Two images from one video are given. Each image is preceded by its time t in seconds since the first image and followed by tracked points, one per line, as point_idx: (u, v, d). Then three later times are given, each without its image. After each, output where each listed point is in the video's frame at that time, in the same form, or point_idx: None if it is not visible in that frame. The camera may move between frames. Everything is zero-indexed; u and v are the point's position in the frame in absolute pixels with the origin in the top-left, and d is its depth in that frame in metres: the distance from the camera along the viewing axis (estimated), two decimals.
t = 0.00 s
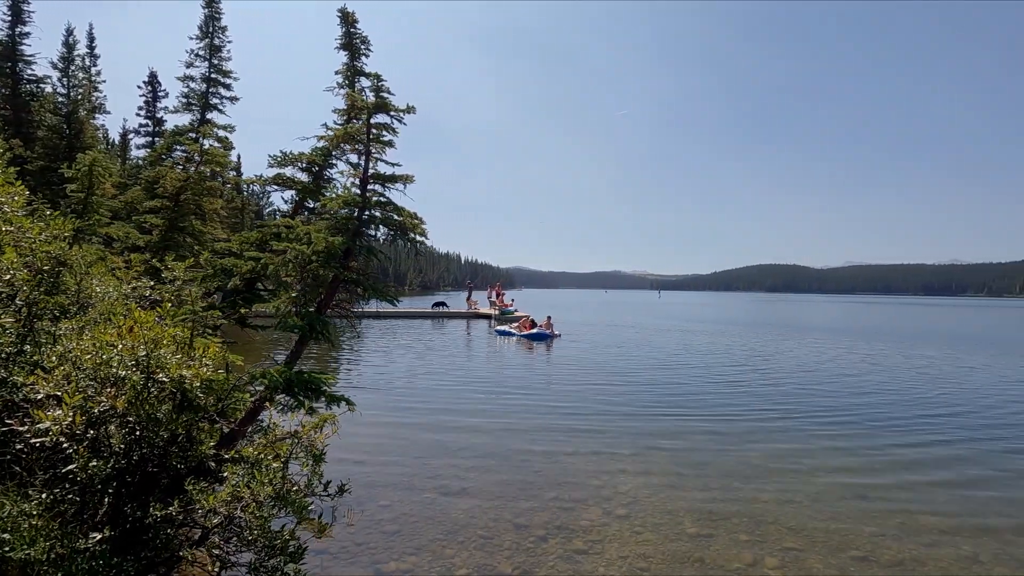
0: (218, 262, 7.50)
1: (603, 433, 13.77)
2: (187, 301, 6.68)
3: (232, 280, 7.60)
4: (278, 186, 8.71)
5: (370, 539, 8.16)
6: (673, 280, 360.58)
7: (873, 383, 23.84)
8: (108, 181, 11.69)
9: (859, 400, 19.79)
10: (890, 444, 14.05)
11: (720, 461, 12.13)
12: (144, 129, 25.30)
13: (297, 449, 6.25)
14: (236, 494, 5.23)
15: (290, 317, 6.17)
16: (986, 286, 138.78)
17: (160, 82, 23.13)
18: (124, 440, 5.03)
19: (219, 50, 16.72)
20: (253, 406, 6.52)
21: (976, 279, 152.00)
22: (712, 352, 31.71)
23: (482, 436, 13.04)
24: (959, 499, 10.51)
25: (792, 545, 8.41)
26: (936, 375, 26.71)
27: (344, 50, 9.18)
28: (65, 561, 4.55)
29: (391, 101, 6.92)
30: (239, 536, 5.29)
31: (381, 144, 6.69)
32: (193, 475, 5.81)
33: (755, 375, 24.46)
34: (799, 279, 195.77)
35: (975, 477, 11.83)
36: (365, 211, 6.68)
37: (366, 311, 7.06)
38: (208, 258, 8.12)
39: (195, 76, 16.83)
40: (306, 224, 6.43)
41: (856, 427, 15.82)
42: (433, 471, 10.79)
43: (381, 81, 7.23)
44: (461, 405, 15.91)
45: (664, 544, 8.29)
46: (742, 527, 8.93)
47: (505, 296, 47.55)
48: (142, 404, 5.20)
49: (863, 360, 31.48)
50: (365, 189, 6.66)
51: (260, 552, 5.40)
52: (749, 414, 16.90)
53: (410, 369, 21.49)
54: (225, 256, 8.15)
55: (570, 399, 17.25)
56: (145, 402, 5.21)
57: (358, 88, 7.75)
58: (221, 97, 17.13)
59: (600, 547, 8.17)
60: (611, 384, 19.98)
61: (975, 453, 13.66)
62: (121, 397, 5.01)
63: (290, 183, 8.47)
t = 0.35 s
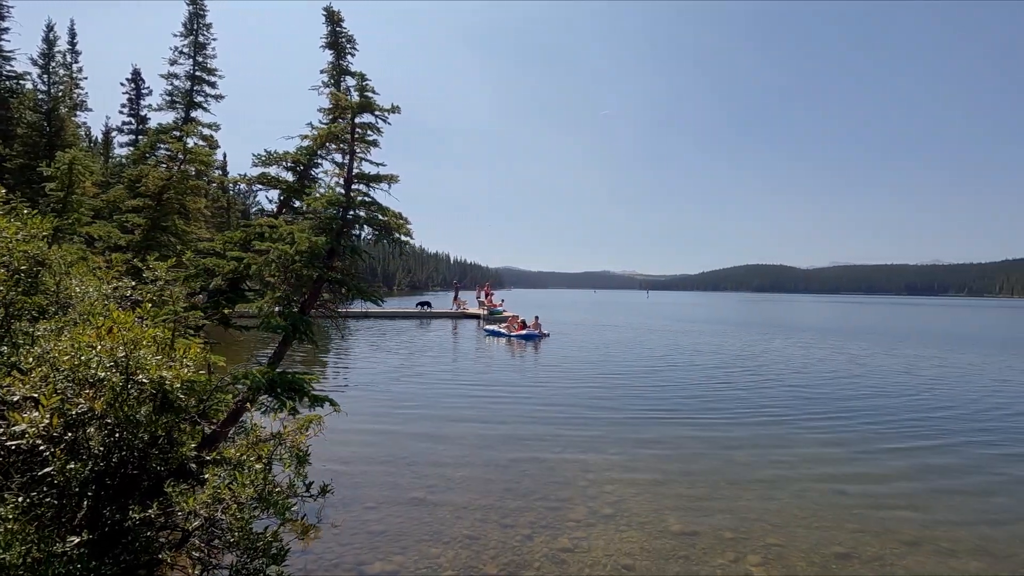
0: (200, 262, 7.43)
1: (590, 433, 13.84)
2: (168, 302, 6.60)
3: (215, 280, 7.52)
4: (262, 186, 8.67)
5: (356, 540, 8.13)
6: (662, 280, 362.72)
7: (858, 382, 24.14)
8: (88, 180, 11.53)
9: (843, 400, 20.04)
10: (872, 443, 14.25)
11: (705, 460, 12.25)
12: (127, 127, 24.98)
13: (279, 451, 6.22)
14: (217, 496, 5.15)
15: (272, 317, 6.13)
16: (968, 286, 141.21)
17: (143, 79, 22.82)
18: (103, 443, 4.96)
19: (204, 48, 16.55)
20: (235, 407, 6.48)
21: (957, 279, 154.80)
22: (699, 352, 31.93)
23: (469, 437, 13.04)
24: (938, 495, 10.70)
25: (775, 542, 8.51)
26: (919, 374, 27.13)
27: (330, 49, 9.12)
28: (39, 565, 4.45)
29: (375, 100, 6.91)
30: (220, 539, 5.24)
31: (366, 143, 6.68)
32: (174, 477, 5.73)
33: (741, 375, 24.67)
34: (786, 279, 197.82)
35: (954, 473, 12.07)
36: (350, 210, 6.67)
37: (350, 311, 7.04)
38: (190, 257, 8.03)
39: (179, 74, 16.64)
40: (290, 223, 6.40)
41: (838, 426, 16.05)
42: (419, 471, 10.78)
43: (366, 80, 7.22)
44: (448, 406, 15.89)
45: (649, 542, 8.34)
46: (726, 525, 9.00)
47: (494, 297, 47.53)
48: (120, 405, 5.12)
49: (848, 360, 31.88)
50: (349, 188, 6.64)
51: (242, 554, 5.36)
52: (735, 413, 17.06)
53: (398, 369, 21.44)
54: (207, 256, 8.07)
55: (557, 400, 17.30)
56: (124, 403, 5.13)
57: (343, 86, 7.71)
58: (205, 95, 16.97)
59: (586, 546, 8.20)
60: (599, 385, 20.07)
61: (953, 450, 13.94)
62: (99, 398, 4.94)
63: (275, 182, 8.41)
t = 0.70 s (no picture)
0: (181, 262, 7.36)
1: (577, 433, 13.90)
2: (149, 301, 6.54)
3: (196, 279, 7.46)
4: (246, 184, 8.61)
5: (341, 541, 8.08)
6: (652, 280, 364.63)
7: (842, 381, 24.47)
8: (68, 178, 11.36)
9: (827, 398, 20.31)
10: (854, 441, 14.45)
11: (690, 459, 12.35)
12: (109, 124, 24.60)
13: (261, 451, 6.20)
14: (195, 496, 5.06)
15: (254, 316, 6.09)
16: (950, 287, 143.54)
17: (126, 76, 22.53)
18: (81, 445, 4.88)
19: (187, 45, 16.37)
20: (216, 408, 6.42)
21: (941, 279, 157.14)
22: (686, 352, 32.17)
23: (456, 437, 13.05)
24: (918, 491, 10.87)
25: (758, 539, 8.59)
26: (901, 373, 27.58)
27: (314, 47, 9.07)
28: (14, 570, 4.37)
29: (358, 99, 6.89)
30: (200, 540, 5.19)
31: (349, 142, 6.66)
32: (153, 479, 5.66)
33: (728, 374, 24.90)
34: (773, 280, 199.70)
35: (934, 470, 12.26)
36: (334, 209, 6.64)
37: (334, 310, 7.01)
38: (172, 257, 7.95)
39: (163, 71, 16.45)
40: (272, 223, 6.35)
41: (822, 425, 16.26)
42: (406, 472, 10.75)
43: (350, 79, 7.19)
44: (436, 406, 15.87)
45: (634, 540, 8.39)
46: (710, 523, 9.08)
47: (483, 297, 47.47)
48: (97, 406, 5.05)
49: (832, 359, 32.31)
50: (333, 187, 6.60)
51: (223, 555, 5.33)
52: (721, 413, 17.21)
53: (386, 370, 21.37)
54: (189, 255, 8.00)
55: (545, 400, 17.34)
56: (102, 404, 5.06)
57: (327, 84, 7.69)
58: (190, 93, 16.79)
59: (571, 545, 8.23)
60: (586, 385, 20.16)
61: (933, 447, 14.17)
62: (76, 399, 4.86)
63: (259, 180, 8.34)
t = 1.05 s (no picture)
0: (161, 262, 7.26)
1: (564, 433, 13.95)
2: (127, 302, 6.45)
3: (176, 280, 7.36)
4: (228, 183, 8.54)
5: (325, 543, 8.04)
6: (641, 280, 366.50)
7: (826, 380, 24.79)
8: (46, 177, 11.19)
9: (811, 397, 20.57)
10: (837, 440, 14.64)
11: (676, 458, 12.43)
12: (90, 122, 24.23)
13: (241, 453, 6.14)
14: (171, 500, 5.01)
15: (234, 317, 6.03)
16: (933, 286, 145.90)
17: (108, 73, 22.21)
18: (56, 448, 4.83)
19: (171, 42, 16.19)
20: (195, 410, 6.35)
21: (924, 279, 159.61)
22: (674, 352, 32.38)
23: (443, 437, 13.03)
24: (897, 488, 11.05)
25: (741, 536, 8.68)
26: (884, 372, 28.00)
27: (297, 46, 9.01)
28: None
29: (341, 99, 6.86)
30: (177, 544, 5.13)
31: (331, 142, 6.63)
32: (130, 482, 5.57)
33: (714, 374, 25.11)
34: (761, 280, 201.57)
35: (913, 467, 12.47)
36: (316, 209, 6.61)
37: (316, 311, 6.97)
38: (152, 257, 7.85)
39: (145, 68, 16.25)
40: (253, 223, 6.30)
41: (805, 424, 16.47)
42: (392, 473, 10.72)
43: (333, 78, 7.16)
44: (423, 407, 15.83)
45: (618, 540, 8.42)
46: (695, 521, 9.14)
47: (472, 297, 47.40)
48: (72, 409, 4.95)
49: (817, 359, 32.71)
50: (314, 187, 6.57)
51: (201, 559, 5.28)
52: (706, 412, 17.36)
53: (373, 371, 21.27)
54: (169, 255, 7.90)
55: (532, 400, 17.37)
56: (77, 407, 4.98)
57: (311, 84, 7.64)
58: (173, 90, 16.60)
59: (556, 544, 8.25)
60: (574, 385, 20.22)
61: (913, 445, 14.41)
62: (49, 401, 4.76)
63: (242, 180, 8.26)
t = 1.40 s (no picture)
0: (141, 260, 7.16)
1: (550, 433, 13.98)
2: (106, 301, 6.35)
3: (155, 279, 7.25)
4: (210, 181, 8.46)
5: (308, 544, 7.97)
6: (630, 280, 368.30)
7: (810, 380, 25.08)
8: (23, 175, 11.03)
9: (795, 397, 20.81)
10: (820, 438, 14.82)
11: (661, 456, 12.52)
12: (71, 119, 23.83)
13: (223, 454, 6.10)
14: (149, 501, 4.97)
15: (214, 316, 5.96)
16: (916, 287, 148.27)
17: (89, 69, 21.86)
18: (31, 450, 4.74)
19: (154, 38, 15.97)
20: (175, 411, 6.25)
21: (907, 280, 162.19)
22: (661, 352, 32.56)
23: (429, 438, 12.99)
24: (878, 485, 11.21)
25: (725, 533, 8.74)
26: (867, 371, 28.41)
27: (281, 43, 8.94)
28: None
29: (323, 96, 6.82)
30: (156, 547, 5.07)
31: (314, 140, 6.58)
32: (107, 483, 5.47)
33: (700, 374, 25.31)
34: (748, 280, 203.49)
35: (894, 463, 12.66)
36: (298, 208, 6.58)
37: (298, 310, 6.94)
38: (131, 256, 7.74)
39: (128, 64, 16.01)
40: (233, 221, 6.25)
41: (790, 422, 16.64)
42: (377, 473, 10.67)
43: (316, 76, 7.13)
44: (410, 407, 15.78)
45: (603, 537, 8.45)
46: (679, 519, 9.20)
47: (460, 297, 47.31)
48: (46, 410, 4.83)
49: (803, 358, 33.09)
50: (296, 185, 6.54)
51: (179, 561, 5.24)
52: (692, 411, 17.50)
53: (360, 371, 21.15)
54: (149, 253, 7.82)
55: (520, 400, 17.38)
56: (52, 408, 4.87)
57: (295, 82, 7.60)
58: (156, 88, 16.40)
59: (542, 543, 8.25)
60: (561, 385, 20.27)
61: (893, 443, 14.64)
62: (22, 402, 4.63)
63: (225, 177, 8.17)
